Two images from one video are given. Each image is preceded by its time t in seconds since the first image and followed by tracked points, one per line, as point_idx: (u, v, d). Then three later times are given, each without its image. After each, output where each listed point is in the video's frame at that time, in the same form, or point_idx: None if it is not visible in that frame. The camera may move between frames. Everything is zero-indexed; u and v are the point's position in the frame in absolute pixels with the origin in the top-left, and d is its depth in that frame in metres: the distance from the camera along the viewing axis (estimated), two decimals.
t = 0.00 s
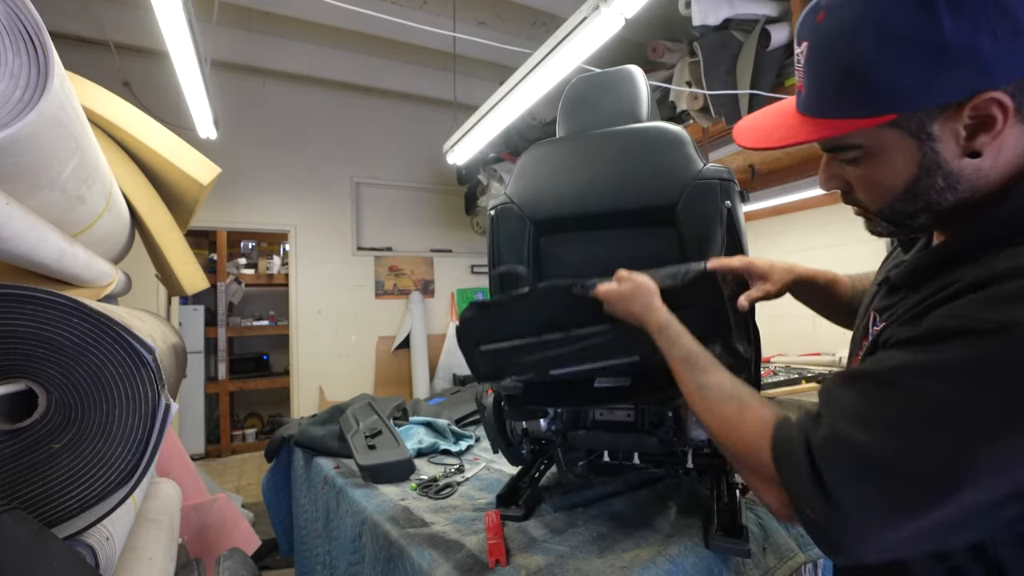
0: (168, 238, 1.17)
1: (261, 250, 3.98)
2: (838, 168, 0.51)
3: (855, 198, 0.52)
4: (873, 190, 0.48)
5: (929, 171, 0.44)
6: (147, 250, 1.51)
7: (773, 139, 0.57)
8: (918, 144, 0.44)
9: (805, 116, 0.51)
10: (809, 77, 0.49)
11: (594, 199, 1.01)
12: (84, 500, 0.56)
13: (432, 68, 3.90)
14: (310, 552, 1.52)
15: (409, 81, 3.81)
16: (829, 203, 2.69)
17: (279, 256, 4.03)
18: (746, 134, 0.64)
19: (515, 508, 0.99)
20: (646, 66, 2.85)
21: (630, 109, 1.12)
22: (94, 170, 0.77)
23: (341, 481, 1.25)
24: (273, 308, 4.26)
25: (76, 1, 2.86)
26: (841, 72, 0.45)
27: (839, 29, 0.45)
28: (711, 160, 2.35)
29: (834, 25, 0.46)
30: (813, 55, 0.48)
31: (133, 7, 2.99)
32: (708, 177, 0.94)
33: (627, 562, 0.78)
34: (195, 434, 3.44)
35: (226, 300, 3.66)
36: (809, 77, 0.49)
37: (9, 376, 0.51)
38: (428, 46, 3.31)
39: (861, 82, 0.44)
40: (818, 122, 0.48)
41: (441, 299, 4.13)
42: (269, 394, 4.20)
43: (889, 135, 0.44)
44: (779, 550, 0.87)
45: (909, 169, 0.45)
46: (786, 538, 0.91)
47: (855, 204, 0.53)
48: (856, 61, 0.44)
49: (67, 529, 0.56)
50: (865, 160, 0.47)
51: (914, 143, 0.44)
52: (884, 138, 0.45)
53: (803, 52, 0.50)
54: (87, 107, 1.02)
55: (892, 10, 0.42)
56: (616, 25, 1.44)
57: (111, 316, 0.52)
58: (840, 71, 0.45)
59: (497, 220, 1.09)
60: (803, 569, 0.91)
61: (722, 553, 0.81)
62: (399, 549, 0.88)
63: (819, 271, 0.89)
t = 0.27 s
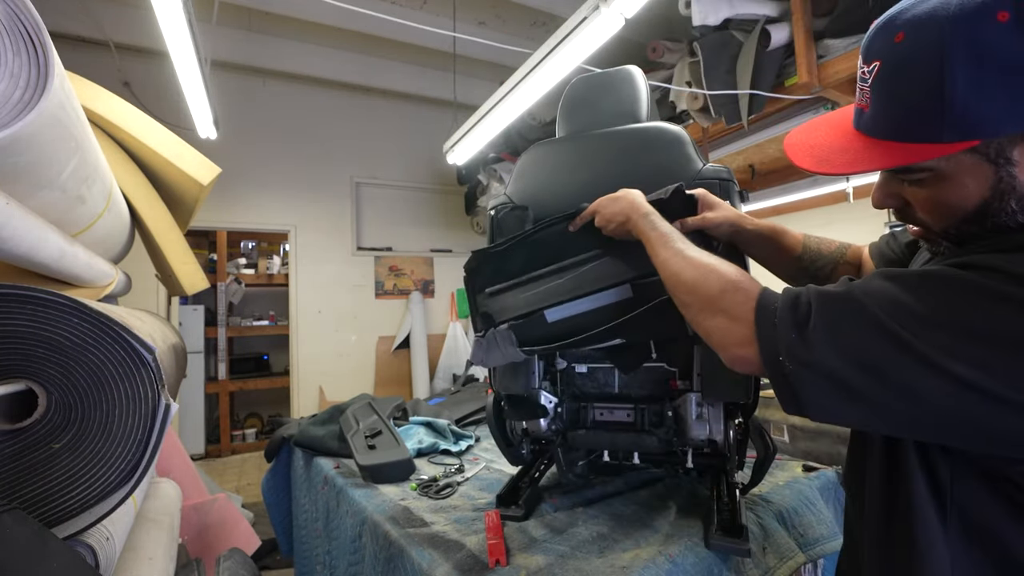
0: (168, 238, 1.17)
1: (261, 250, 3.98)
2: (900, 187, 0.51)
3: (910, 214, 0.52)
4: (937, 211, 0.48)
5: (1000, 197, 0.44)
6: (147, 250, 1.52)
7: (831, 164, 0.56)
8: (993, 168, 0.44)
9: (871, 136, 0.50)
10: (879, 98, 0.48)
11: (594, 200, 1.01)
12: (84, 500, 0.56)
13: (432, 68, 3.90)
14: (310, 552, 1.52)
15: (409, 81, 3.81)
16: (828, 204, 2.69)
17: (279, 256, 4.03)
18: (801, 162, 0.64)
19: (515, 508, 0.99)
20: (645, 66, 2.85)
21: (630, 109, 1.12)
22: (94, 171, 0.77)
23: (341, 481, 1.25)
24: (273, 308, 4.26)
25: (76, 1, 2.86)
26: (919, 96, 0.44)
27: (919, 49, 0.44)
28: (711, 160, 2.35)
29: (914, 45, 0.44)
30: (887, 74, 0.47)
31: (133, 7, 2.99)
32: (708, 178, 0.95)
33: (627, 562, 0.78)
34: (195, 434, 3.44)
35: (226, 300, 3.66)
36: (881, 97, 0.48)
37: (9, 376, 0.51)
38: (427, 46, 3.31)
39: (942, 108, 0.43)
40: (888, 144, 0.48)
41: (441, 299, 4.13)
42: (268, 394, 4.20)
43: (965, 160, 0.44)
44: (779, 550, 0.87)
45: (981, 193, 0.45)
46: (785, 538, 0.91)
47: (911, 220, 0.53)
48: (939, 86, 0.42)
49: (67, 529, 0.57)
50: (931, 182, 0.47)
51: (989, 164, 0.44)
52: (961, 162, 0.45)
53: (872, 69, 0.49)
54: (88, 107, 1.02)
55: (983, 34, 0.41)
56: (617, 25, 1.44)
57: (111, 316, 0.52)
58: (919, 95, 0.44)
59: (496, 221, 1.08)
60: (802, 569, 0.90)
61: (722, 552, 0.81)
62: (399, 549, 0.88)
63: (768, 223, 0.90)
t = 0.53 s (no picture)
0: (168, 239, 1.17)
1: (261, 250, 3.98)
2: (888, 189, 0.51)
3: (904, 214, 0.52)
4: (924, 212, 0.49)
5: (988, 199, 0.44)
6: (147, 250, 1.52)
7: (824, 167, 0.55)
8: (979, 172, 0.44)
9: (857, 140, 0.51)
10: (864, 105, 0.49)
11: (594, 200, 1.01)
12: (84, 500, 0.56)
13: (432, 68, 3.90)
14: (310, 552, 1.52)
15: (409, 81, 3.81)
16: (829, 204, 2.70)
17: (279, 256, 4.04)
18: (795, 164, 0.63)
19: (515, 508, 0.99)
20: (646, 66, 2.85)
21: (630, 109, 1.11)
22: (94, 171, 0.77)
23: (341, 481, 1.25)
24: (273, 308, 4.26)
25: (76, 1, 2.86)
26: (901, 104, 0.45)
27: (901, 59, 0.45)
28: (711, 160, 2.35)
29: (896, 55, 0.45)
30: (871, 82, 0.48)
31: (133, 7, 2.99)
32: (707, 178, 0.95)
33: (628, 562, 0.78)
34: (195, 434, 3.44)
35: (226, 300, 3.66)
36: (865, 106, 0.48)
37: (10, 376, 0.51)
38: (428, 46, 3.31)
39: (924, 114, 0.43)
40: (874, 149, 0.48)
41: (441, 299, 4.13)
42: (269, 394, 4.20)
43: (950, 165, 0.45)
44: (779, 550, 0.87)
45: (968, 196, 0.45)
46: (785, 538, 0.91)
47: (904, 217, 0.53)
48: (919, 94, 0.43)
49: (68, 529, 0.57)
50: (915, 186, 0.47)
51: (975, 169, 0.44)
52: (946, 167, 0.45)
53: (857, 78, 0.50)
54: (88, 107, 1.02)
55: (964, 44, 0.41)
56: (616, 25, 1.44)
57: (111, 316, 0.52)
58: (902, 103, 0.45)
59: (495, 220, 1.08)
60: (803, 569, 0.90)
61: (722, 552, 0.81)
62: (399, 549, 0.88)
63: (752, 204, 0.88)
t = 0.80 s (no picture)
0: (168, 239, 1.17)
1: (261, 250, 3.98)
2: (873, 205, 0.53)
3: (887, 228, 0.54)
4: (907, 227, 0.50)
5: (967, 214, 0.46)
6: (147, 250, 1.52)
7: (807, 190, 0.56)
8: (956, 191, 0.45)
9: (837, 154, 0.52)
10: (839, 122, 0.50)
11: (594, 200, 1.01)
12: (84, 500, 0.56)
13: (432, 68, 3.90)
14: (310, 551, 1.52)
15: (409, 81, 3.81)
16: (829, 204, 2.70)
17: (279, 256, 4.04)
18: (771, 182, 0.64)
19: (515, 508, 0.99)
20: (646, 66, 2.85)
21: (630, 109, 1.12)
22: (94, 171, 0.77)
23: (341, 481, 1.25)
24: (273, 307, 4.26)
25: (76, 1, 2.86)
26: (872, 125, 0.47)
27: (869, 81, 0.46)
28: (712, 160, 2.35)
29: (864, 78, 0.47)
30: (842, 102, 0.49)
31: (133, 7, 2.99)
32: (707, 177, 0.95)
33: (627, 562, 0.78)
34: (195, 434, 3.44)
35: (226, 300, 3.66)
36: (839, 123, 0.50)
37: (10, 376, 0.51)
38: (428, 46, 3.31)
39: (894, 136, 0.45)
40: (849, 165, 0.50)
41: (442, 299, 4.12)
42: (269, 394, 4.20)
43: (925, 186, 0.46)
44: (779, 549, 0.87)
45: (946, 213, 0.47)
46: (784, 537, 0.91)
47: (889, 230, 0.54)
48: (888, 118, 0.45)
49: (69, 529, 0.57)
50: (896, 203, 0.49)
51: (951, 189, 0.45)
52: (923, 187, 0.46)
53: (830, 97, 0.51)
54: (88, 107, 1.02)
55: (929, 69, 0.43)
56: (616, 25, 1.44)
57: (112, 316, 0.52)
58: (873, 124, 0.47)
59: (495, 221, 1.08)
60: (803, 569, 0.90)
61: (722, 552, 0.81)
62: (399, 549, 0.88)
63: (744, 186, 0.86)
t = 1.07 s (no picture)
0: (167, 238, 1.17)
1: (261, 250, 3.99)
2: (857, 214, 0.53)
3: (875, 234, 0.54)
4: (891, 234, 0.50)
5: (945, 224, 0.46)
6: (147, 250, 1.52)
7: (785, 204, 0.56)
8: (932, 203, 0.45)
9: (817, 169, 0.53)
10: (814, 140, 0.50)
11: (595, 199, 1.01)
12: (84, 500, 0.56)
13: (432, 68, 3.90)
14: (310, 551, 1.52)
15: (409, 82, 3.82)
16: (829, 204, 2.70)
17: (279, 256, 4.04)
18: (754, 190, 0.62)
19: (515, 508, 0.99)
20: (646, 66, 2.85)
21: (629, 109, 1.12)
22: (94, 171, 0.77)
23: (341, 481, 1.25)
24: (273, 308, 4.26)
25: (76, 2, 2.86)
26: (843, 145, 0.47)
27: (838, 104, 0.46)
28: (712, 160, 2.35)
29: (834, 100, 0.47)
30: (815, 122, 0.49)
31: (133, 7, 2.99)
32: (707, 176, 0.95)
33: (628, 562, 0.78)
34: (195, 434, 3.43)
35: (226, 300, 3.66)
36: (814, 143, 0.50)
37: (10, 376, 0.51)
38: (428, 46, 3.31)
39: (863, 157, 0.45)
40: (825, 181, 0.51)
41: (441, 299, 4.12)
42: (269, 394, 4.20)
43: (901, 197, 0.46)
44: (779, 549, 0.87)
45: (925, 222, 0.47)
46: (784, 537, 0.90)
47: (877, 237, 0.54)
48: (859, 140, 0.45)
49: (68, 528, 0.57)
50: (878, 213, 0.49)
51: (928, 201, 0.45)
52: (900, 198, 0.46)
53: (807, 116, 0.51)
54: (87, 107, 1.02)
55: (893, 92, 0.42)
56: (616, 25, 1.44)
57: (112, 316, 0.52)
58: (843, 145, 0.47)
59: (495, 220, 1.08)
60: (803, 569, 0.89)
61: (722, 552, 0.81)
62: (399, 549, 0.88)
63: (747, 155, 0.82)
